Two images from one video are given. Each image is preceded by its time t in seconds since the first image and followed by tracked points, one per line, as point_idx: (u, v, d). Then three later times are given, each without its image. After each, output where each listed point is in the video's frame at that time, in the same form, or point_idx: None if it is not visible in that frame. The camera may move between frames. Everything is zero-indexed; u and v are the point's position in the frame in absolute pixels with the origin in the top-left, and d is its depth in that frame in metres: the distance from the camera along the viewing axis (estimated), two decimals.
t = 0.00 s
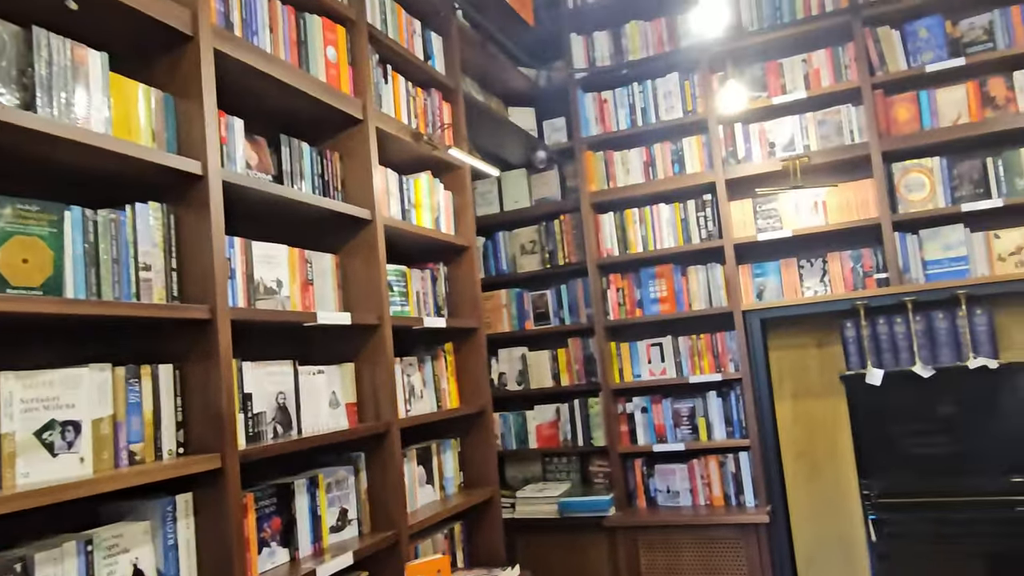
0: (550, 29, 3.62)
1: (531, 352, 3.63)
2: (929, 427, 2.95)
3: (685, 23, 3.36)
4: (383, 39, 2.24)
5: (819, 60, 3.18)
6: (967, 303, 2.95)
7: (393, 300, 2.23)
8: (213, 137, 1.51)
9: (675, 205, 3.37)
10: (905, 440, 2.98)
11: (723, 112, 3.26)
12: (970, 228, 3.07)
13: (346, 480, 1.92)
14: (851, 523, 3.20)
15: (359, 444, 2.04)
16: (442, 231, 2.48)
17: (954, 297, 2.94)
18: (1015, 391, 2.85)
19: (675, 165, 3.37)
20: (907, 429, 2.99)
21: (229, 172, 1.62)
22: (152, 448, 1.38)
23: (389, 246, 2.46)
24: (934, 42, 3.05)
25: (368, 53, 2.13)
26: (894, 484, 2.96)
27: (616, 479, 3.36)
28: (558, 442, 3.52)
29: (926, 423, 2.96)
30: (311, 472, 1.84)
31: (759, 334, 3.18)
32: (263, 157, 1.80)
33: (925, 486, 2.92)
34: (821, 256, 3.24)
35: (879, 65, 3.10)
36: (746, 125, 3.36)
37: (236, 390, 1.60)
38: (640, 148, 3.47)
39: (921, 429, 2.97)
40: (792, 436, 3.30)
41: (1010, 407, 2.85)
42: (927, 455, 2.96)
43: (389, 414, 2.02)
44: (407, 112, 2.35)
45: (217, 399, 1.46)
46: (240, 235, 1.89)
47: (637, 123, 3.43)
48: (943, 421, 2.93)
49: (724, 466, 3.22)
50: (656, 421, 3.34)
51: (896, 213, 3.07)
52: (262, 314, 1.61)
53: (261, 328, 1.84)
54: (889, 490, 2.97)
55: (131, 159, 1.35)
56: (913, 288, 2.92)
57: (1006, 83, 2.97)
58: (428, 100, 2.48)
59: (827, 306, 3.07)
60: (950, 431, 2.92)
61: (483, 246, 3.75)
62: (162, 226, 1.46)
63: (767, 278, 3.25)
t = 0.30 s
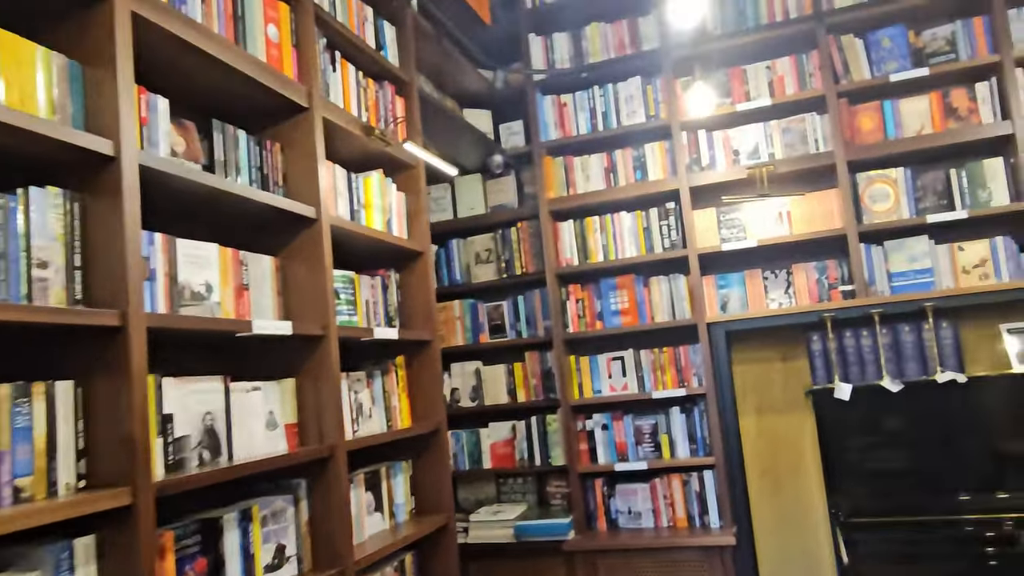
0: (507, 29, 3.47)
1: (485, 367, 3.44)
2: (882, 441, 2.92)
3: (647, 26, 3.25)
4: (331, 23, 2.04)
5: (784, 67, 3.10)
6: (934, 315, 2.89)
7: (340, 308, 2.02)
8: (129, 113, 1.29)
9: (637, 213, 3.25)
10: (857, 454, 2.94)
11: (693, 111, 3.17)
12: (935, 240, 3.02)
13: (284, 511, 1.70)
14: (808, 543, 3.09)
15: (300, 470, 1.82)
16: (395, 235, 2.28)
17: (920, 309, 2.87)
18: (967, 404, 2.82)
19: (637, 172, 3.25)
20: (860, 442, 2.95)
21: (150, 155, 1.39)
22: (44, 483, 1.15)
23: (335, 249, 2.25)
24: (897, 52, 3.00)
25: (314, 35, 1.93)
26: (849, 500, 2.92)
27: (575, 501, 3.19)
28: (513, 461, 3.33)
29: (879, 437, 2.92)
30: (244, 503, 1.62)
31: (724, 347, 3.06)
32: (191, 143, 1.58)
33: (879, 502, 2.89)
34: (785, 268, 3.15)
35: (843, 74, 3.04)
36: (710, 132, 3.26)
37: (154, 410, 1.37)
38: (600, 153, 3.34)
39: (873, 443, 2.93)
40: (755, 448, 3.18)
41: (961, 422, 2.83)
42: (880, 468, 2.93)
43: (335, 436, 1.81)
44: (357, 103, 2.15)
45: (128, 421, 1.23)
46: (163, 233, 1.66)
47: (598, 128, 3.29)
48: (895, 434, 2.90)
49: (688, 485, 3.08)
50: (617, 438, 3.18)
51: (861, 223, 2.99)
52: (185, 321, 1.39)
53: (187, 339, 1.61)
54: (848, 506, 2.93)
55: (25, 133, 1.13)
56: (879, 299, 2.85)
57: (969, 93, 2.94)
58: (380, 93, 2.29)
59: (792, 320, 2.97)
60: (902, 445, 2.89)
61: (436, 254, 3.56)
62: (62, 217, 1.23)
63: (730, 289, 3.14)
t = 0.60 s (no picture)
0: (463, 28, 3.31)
1: (436, 383, 3.24)
2: (836, 457, 2.88)
3: (608, 28, 3.13)
4: (273, 3, 1.83)
5: (747, 74, 3.02)
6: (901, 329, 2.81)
7: (278, 319, 1.80)
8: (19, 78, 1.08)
9: (597, 221, 3.11)
10: (812, 471, 2.90)
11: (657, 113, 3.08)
12: (899, 253, 2.97)
13: (208, 551, 1.48)
14: (774, 566, 2.97)
15: (229, 502, 1.59)
16: (341, 238, 2.08)
17: (887, 324, 2.79)
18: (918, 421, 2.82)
19: (597, 179, 3.11)
20: (816, 459, 2.90)
21: (48, 132, 1.17)
22: None
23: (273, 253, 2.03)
24: (861, 62, 2.95)
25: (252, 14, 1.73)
26: (806, 520, 2.88)
27: (531, 525, 3.00)
28: (466, 483, 3.14)
29: (833, 453, 2.89)
30: (159, 543, 1.39)
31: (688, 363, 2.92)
32: (102, 124, 1.36)
33: (834, 521, 2.85)
34: (749, 280, 3.05)
35: (808, 82, 2.96)
36: (672, 139, 3.15)
37: (46, 436, 1.14)
38: (559, 159, 3.20)
39: (828, 459, 2.89)
40: (718, 467, 3.06)
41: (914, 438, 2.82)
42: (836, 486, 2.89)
43: (270, 464, 1.59)
44: (299, 93, 1.95)
45: (9, 452, 1.00)
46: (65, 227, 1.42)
47: (557, 132, 3.15)
48: (848, 450, 2.87)
49: (650, 507, 2.94)
50: (576, 458, 3.02)
51: (827, 235, 2.91)
52: (89, 330, 1.17)
53: (94, 351, 1.38)
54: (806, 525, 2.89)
55: None
56: (846, 313, 2.76)
57: (932, 105, 2.90)
58: (326, 84, 2.09)
59: (757, 334, 2.87)
60: (855, 460, 2.86)
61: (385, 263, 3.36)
62: None
63: (693, 302, 3.02)
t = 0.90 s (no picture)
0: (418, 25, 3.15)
1: (383, 401, 3.03)
2: (793, 477, 2.75)
3: (570, 30, 3.01)
4: None
5: (713, 81, 2.93)
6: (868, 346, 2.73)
7: (205, 324, 1.59)
8: None
9: (557, 231, 2.96)
10: (769, 492, 2.76)
11: (623, 118, 2.96)
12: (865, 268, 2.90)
13: None
14: None
15: (141, 535, 1.37)
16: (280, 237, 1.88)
17: (855, 340, 2.71)
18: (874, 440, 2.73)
19: (558, 186, 2.97)
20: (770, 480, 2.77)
21: None
22: None
23: (204, 251, 1.82)
24: (827, 72, 2.89)
25: None
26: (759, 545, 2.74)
27: (484, 553, 2.80)
28: (414, 508, 2.93)
29: (789, 473, 2.76)
30: None
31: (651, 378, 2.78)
32: None
33: (788, 545, 2.72)
34: (713, 294, 2.94)
35: (774, 91, 2.89)
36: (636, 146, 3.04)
37: None
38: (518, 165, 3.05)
39: (785, 479, 2.75)
40: (679, 490, 2.92)
41: (872, 456, 2.72)
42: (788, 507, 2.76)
43: (190, 489, 1.38)
44: (235, 73, 1.76)
45: None
46: None
47: (516, 136, 3.00)
48: (805, 470, 2.75)
49: (610, 532, 2.78)
50: (532, 481, 2.85)
51: (793, 248, 2.82)
52: None
53: None
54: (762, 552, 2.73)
55: None
56: (814, 328, 2.66)
57: (898, 118, 2.86)
58: (266, 66, 1.91)
59: (722, 350, 2.75)
60: (811, 481, 2.74)
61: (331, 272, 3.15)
62: None
63: (656, 316, 2.89)
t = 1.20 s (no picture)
0: (373, 22, 2.97)
1: (327, 420, 2.82)
2: (751, 498, 2.61)
3: (533, 33, 2.88)
4: None
5: (679, 92, 2.84)
6: (835, 367, 2.65)
7: (122, 338, 1.38)
8: None
9: (516, 242, 2.81)
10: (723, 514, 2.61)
11: (587, 126, 2.84)
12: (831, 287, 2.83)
13: None
14: None
15: None
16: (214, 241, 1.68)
17: (822, 360, 2.63)
18: (835, 460, 2.60)
19: (517, 195, 2.82)
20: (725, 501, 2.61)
21: None
22: None
23: (126, 255, 1.61)
24: (794, 86, 2.82)
25: None
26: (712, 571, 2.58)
27: None
28: (357, 536, 2.73)
29: (746, 495, 2.61)
30: None
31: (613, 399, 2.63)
32: None
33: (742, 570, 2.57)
34: (676, 312, 2.83)
35: (741, 104, 2.80)
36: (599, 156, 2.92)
37: None
38: (477, 172, 2.89)
39: (741, 501, 2.61)
40: (639, 514, 2.79)
41: (831, 477, 2.59)
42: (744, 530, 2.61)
43: (94, 533, 1.17)
44: (167, 55, 1.57)
45: None
46: None
47: (474, 141, 2.85)
48: (760, 490, 2.61)
49: (568, 561, 2.63)
50: (486, 508, 2.68)
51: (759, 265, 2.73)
52: None
53: None
54: None
55: None
56: (781, 349, 2.57)
57: (864, 135, 2.80)
58: (203, 51, 1.72)
59: (686, 370, 2.64)
60: (766, 501, 2.60)
61: (272, 281, 2.93)
62: None
63: (618, 333, 2.76)
